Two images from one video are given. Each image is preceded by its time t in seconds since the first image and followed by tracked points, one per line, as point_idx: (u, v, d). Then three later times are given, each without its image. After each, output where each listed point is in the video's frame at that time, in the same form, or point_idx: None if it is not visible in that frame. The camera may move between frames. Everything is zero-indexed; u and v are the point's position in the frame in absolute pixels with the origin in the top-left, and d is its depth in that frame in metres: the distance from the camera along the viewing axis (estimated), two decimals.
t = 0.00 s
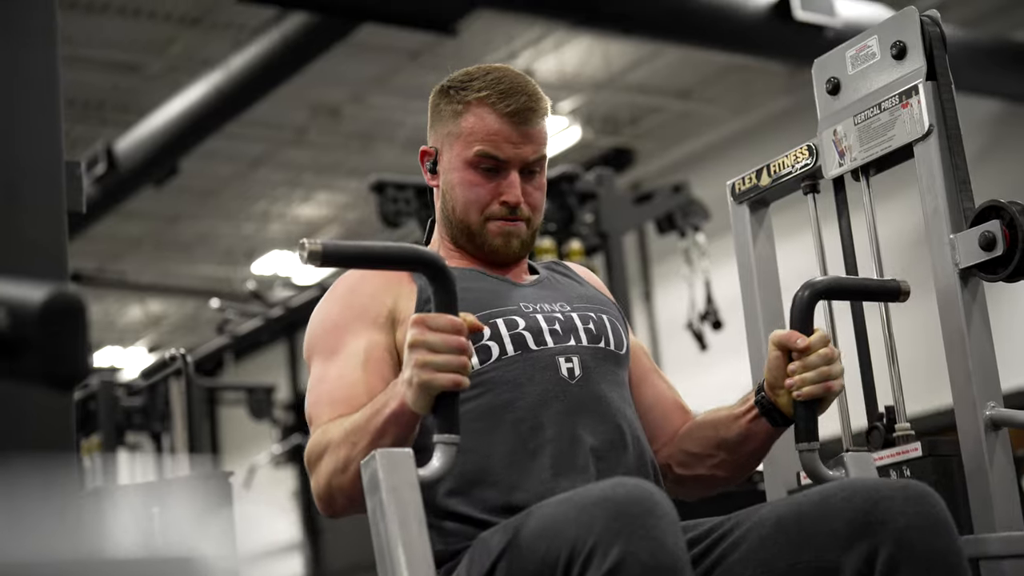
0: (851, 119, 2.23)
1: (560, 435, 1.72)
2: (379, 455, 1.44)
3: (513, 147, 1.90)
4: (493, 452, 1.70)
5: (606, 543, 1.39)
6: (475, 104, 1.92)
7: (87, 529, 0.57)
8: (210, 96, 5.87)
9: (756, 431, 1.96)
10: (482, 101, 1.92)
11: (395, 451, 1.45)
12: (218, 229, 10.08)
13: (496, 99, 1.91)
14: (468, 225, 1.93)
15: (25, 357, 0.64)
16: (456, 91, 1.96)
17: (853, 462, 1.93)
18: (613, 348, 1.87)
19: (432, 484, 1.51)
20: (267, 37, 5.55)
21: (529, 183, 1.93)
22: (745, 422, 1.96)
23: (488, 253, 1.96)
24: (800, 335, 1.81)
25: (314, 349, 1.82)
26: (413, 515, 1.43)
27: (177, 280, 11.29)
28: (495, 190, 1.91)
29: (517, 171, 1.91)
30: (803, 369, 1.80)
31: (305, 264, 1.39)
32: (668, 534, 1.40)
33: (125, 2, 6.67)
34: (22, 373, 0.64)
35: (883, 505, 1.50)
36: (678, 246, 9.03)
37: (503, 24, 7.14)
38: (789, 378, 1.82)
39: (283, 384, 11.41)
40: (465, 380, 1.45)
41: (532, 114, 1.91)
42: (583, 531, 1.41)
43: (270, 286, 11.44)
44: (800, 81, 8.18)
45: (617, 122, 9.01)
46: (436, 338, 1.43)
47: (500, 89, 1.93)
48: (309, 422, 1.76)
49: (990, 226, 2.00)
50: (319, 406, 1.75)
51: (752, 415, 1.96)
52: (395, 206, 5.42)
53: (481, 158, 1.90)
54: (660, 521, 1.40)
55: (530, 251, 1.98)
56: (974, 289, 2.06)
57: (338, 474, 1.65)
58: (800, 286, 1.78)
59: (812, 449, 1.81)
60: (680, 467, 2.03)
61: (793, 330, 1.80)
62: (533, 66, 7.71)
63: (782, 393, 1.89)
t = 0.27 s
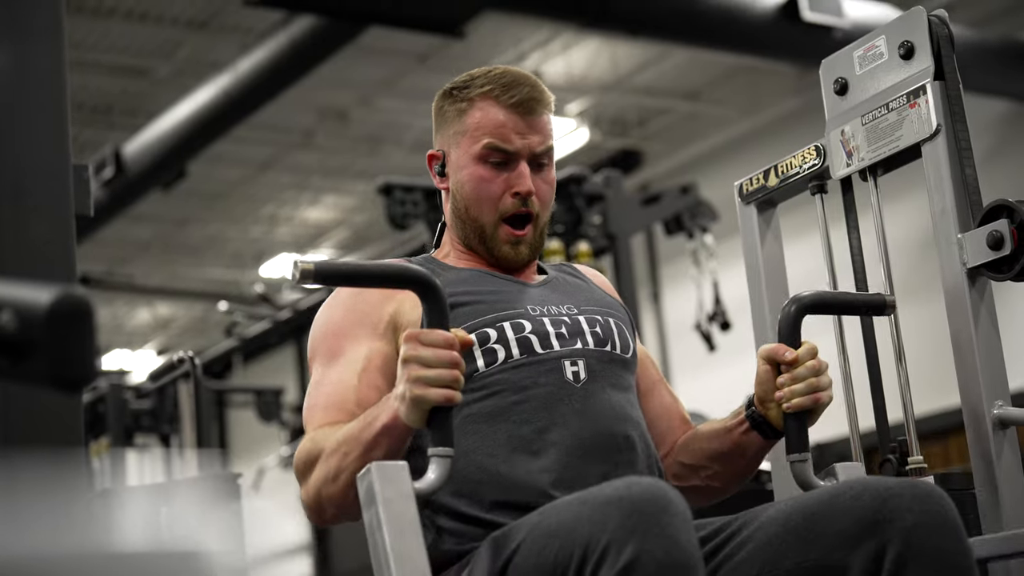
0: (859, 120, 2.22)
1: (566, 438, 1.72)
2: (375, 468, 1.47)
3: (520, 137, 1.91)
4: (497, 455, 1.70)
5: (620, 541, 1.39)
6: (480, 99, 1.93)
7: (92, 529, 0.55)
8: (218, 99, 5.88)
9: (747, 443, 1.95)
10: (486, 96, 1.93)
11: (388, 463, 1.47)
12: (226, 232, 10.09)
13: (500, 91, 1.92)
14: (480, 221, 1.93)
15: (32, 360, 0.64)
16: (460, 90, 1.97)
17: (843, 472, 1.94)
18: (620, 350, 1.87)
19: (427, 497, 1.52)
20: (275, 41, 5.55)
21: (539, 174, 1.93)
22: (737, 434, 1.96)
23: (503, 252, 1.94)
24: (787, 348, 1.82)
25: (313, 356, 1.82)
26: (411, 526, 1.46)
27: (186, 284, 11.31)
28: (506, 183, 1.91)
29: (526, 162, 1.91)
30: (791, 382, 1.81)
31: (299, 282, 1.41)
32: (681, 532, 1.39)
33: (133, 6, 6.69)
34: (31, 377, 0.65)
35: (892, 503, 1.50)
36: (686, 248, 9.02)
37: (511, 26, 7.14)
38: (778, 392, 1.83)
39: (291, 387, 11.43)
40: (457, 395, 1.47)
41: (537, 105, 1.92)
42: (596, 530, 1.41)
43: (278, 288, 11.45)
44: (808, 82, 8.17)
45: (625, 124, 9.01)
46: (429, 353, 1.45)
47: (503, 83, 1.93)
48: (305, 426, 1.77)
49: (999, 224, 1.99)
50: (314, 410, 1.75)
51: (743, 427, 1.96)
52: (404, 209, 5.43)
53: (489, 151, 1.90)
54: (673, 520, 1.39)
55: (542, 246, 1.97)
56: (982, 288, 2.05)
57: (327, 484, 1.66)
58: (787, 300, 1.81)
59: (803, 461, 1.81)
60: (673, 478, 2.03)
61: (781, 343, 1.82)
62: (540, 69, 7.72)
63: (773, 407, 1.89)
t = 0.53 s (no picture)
0: (861, 115, 2.22)
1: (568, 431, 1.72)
2: (367, 478, 1.47)
3: (527, 135, 1.91)
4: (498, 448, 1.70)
5: (619, 538, 1.39)
6: (485, 98, 1.94)
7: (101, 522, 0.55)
8: (222, 96, 5.88)
9: (735, 449, 1.95)
10: (491, 95, 1.93)
11: (381, 473, 1.48)
12: (231, 229, 10.10)
13: (506, 90, 1.92)
14: (489, 220, 1.92)
15: (36, 354, 0.66)
16: (464, 89, 1.97)
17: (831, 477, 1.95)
18: (622, 345, 1.87)
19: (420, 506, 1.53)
20: (279, 38, 5.56)
21: (546, 173, 1.93)
22: (724, 439, 1.95)
23: (512, 251, 1.93)
24: (773, 357, 1.83)
25: (311, 356, 1.83)
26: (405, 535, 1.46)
27: (190, 281, 11.32)
28: (513, 181, 1.91)
29: (533, 161, 1.91)
30: (778, 394, 1.82)
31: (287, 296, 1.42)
32: (682, 528, 1.39)
33: (137, 3, 6.70)
34: (35, 373, 0.66)
35: (895, 498, 1.50)
36: (690, 243, 9.01)
37: (514, 23, 7.14)
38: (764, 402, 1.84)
39: (295, 384, 11.43)
40: (446, 407, 1.48)
41: (543, 103, 1.93)
42: (596, 526, 1.41)
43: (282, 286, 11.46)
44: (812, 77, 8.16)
45: (629, 119, 9.01)
46: (419, 365, 1.46)
47: (508, 81, 1.93)
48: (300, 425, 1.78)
49: (1002, 219, 1.98)
50: (308, 409, 1.76)
51: (731, 433, 1.95)
52: (408, 206, 5.43)
53: (495, 150, 1.91)
54: (675, 516, 1.39)
55: (549, 244, 1.97)
56: (985, 283, 2.05)
57: (318, 488, 1.67)
58: (771, 312, 1.81)
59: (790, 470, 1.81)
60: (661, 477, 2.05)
61: (766, 353, 1.83)
62: (544, 65, 7.71)
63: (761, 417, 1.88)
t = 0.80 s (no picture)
0: (871, 113, 2.22)
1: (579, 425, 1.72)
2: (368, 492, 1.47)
3: (536, 153, 1.90)
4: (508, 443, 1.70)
5: (628, 537, 1.39)
6: (497, 110, 1.92)
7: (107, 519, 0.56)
8: (231, 97, 5.90)
9: (730, 459, 1.93)
10: (503, 108, 1.92)
11: (380, 488, 1.47)
12: (241, 230, 10.12)
13: (518, 105, 1.91)
14: (495, 230, 1.92)
15: (45, 355, 0.68)
16: (478, 97, 1.96)
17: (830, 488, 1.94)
18: (631, 341, 1.87)
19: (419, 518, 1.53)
20: (288, 39, 5.57)
21: (555, 187, 1.92)
22: (719, 449, 1.94)
23: (519, 258, 1.94)
24: (767, 369, 1.83)
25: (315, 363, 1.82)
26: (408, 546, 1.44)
27: (201, 282, 11.35)
28: (520, 196, 1.91)
29: (542, 178, 1.91)
30: (772, 407, 1.82)
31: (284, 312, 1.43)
32: (692, 526, 1.39)
33: (147, 5, 6.72)
34: (45, 372, 0.69)
35: (901, 497, 1.49)
36: (700, 243, 8.99)
37: (523, 22, 7.14)
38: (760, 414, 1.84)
39: (306, 384, 11.45)
40: (442, 421, 1.48)
41: (555, 120, 1.91)
42: (605, 525, 1.41)
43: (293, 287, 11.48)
44: (822, 76, 8.15)
45: (639, 119, 9.00)
46: (416, 379, 1.46)
47: (521, 95, 1.92)
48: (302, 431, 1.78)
49: (1011, 217, 1.97)
50: (312, 417, 1.76)
51: (725, 444, 1.93)
52: (417, 206, 5.44)
53: (504, 164, 1.90)
54: (685, 515, 1.39)
55: (556, 256, 1.97)
56: (995, 281, 2.04)
57: (322, 498, 1.68)
58: (764, 326, 1.82)
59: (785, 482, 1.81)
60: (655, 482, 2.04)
61: (761, 365, 1.83)
62: (554, 64, 7.71)
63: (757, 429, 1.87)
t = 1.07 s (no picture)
0: (870, 114, 2.21)
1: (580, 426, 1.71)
2: (359, 501, 1.50)
3: (544, 157, 1.90)
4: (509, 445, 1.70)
5: (632, 534, 1.39)
6: (505, 113, 1.92)
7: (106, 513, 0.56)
8: (232, 97, 5.90)
9: (721, 463, 1.93)
10: (512, 111, 1.92)
11: (373, 493, 1.50)
12: (242, 230, 10.12)
13: (528, 109, 1.90)
14: (498, 232, 1.93)
15: (46, 355, 0.68)
16: (486, 99, 1.95)
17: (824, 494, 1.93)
18: (632, 341, 1.87)
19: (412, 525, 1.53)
20: (288, 39, 5.57)
21: (560, 191, 1.92)
22: (710, 454, 1.94)
23: (520, 260, 1.95)
24: (759, 377, 1.84)
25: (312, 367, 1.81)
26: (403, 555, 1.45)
27: (201, 282, 11.35)
28: (525, 200, 1.92)
29: (548, 182, 1.91)
30: (764, 413, 1.83)
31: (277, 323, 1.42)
32: (698, 524, 1.38)
33: (148, 5, 6.72)
34: (45, 373, 0.69)
35: (902, 496, 1.49)
36: (701, 243, 8.99)
37: (524, 23, 7.14)
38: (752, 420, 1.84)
39: (306, 385, 11.45)
40: (435, 428, 1.48)
41: (564, 126, 1.91)
42: (610, 523, 1.41)
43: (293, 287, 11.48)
44: (822, 76, 8.14)
45: (639, 118, 9.00)
46: (408, 387, 1.47)
47: (531, 100, 1.92)
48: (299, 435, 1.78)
49: (1009, 218, 1.97)
50: (308, 422, 1.76)
51: (717, 449, 1.93)
52: (418, 206, 5.44)
53: (512, 168, 1.90)
54: (691, 513, 1.39)
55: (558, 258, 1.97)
56: (995, 281, 2.04)
57: (320, 503, 1.68)
58: (756, 333, 1.84)
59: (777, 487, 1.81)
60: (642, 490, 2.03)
61: (752, 372, 1.84)
62: (554, 65, 7.71)
63: (749, 434, 1.87)
